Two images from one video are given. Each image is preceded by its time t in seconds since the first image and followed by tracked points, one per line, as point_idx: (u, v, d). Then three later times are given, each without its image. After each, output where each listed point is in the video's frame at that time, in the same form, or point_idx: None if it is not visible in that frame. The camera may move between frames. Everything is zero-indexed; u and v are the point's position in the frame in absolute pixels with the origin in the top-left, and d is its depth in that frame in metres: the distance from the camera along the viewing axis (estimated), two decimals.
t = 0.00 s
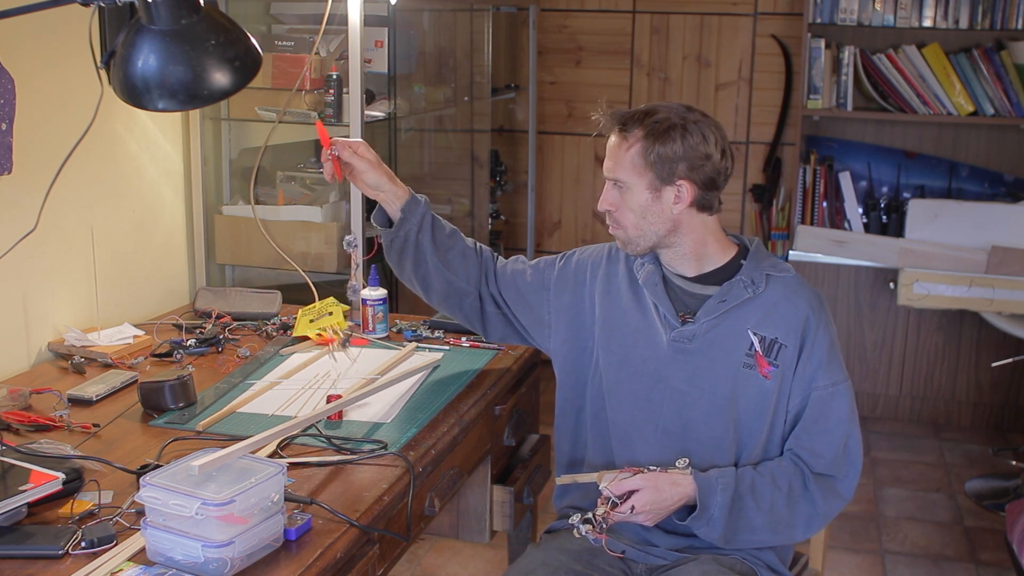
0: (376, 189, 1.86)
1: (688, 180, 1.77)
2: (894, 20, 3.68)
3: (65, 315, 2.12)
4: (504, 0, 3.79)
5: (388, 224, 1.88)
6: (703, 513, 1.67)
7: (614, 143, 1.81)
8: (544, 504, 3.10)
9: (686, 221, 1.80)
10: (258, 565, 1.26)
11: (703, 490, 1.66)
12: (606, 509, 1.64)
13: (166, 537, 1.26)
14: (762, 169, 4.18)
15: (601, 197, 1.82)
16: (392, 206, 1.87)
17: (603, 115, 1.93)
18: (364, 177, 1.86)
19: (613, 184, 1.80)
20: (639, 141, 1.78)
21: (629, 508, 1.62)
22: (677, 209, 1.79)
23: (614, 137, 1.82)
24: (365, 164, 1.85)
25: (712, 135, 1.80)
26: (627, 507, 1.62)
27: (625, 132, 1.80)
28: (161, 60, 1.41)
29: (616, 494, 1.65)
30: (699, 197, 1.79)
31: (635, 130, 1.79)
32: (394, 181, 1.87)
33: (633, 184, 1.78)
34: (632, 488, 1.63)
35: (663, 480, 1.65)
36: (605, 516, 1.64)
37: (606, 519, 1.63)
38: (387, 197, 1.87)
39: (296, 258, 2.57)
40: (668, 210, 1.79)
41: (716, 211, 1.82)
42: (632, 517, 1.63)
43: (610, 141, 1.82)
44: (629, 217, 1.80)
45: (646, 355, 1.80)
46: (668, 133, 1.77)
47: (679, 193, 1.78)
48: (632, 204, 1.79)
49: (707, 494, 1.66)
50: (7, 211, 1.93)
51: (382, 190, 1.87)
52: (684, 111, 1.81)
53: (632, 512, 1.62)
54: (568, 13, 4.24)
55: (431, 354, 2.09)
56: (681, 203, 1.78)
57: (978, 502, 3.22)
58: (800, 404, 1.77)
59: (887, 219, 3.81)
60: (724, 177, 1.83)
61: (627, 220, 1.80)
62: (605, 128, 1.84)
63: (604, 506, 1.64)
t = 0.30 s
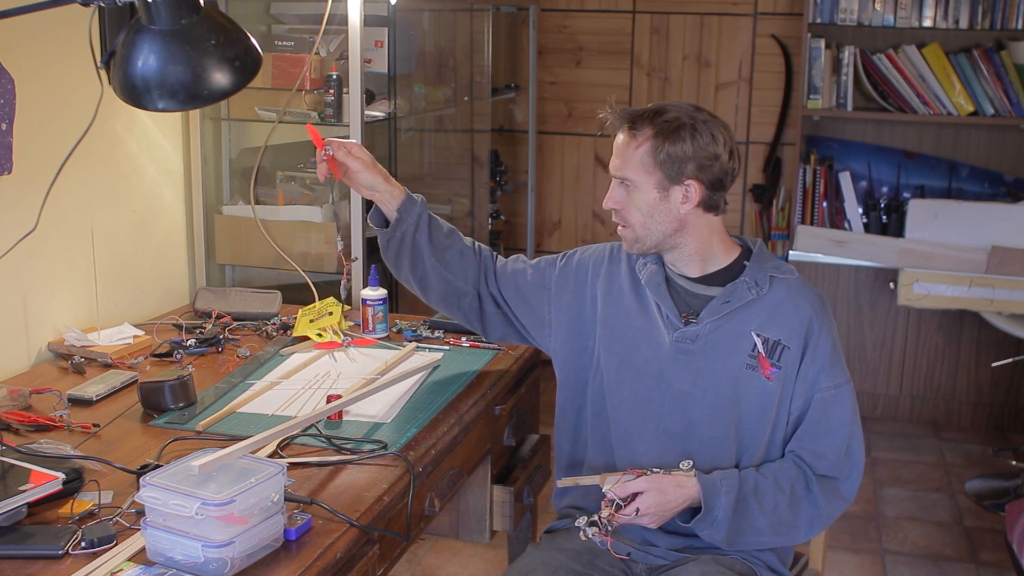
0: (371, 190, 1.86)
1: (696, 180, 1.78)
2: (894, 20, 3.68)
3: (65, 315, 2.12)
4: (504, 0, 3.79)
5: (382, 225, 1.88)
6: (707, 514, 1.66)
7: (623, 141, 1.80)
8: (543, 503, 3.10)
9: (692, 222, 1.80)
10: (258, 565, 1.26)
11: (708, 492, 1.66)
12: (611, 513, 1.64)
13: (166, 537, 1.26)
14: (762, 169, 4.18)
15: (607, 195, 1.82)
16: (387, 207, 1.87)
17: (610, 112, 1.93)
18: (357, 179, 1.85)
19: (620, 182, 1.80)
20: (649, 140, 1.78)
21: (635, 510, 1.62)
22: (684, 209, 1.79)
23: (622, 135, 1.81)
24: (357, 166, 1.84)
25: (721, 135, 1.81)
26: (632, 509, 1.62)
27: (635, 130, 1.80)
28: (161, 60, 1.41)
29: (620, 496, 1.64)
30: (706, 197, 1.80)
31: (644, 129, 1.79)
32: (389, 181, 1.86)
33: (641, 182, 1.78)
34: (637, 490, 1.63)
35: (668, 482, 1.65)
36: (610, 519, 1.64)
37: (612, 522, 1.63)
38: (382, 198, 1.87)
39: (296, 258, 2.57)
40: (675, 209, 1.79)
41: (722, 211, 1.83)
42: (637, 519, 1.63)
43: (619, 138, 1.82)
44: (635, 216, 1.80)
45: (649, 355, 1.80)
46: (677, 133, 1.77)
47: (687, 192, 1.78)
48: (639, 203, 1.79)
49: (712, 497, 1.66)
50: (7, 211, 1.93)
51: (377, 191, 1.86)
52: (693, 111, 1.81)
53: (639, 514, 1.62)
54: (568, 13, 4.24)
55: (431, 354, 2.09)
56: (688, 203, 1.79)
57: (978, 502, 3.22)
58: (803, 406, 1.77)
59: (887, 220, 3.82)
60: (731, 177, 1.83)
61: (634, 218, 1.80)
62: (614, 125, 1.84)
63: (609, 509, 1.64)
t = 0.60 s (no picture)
0: (371, 189, 1.86)
1: (698, 181, 1.78)
2: (894, 20, 3.68)
3: (65, 315, 2.13)
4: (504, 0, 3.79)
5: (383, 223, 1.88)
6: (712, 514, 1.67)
7: (625, 143, 1.80)
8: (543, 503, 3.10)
9: (694, 223, 1.80)
10: (258, 565, 1.26)
11: (713, 492, 1.67)
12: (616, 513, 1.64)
13: (166, 537, 1.26)
14: (762, 169, 4.18)
15: (609, 197, 1.81)
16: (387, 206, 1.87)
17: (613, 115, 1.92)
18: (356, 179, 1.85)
19: (622, 184, 1.80)
20: (651, 142, 1.78)
21: (641, 511, 1.62)
22: (687, 210, 1.79)
23: (623, 137, 1.81)
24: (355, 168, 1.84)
25: (722, 136, 1.81)
26: (638, 509, 1.62)
27: (637, 131, 1.79)
28: (161, 60, 1.41)
29: (625, 496, 1.65)
30: (709, 198, 1.80)
31: (646, 131, 1.79)
32: (390, 180, 1.86)
33: (643, 183, 1.78)
34: (643, 494, 1.63)
35: (673, 482, 1.65)
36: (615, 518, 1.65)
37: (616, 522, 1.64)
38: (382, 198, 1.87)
39: (296, 258, 2.57)
40: (677, 211, 1.78)
41: (723, 212, 1.83)
42: (643, 519, 1.63)
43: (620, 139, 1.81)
44: (637, 218, 1.79)
45: (652, 355, 1.80)
46: (679, 134, 1.77)
47: (689, 194, 1.78)
48: (641, 205, 1.79)
49: (718, 496, 1.66)
50: (7, 211, 1.93)
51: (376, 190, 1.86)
52: (694, 112, 1.81)
53: (643, 516, 1.63)
54: (568, 13, 4.24)
55: (431, 354, 2.09)
56: (690, 204, 1.78)
57: (978, 502, 3.22)
58: (806, 406, 1.77)
59: (887, 219, 3.82)
60: (731, 178, 1.83)
61: (635, 220, 1.80)
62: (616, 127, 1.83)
63: (615, 510, 1.65)
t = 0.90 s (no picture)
0: (361, 192, 1.86)
1: (694, 185, 1.78)
2: (894, 20, 3.68)
3: (65, 315, 2.13)
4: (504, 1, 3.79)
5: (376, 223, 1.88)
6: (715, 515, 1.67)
7: (618, 150, 1.80)
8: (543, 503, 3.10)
9: (692, 226, 1.80)
10: (258, 565, 1.26)
11: (715, 494, 1.67)
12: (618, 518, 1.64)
13: (166, 537, 1.26)
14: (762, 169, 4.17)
15: (606, 205, 1.81)
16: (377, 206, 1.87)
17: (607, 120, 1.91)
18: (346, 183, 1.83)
19: (617, 193, 1.80)
20: (643, 149, 1.78)
21: (644, 515, 1.62)
22: (684, 215, 1.79)
23: (616, 145, 1.81)
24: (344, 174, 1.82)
25: (715, 138, 1.81)
26: (641, 514, 1.62)
27: (629, 139, 1.79)
28: (161, 60, 1.41)
29: (628, 501, 1.64)
30: (706, 201, 1.80)
31: (638, 138, 1.79)
32: (379, 181, 1.86)
33: (637, 191, 1.78)
34: (645, 496, 1.63)
35: (675, 485, 1.65)
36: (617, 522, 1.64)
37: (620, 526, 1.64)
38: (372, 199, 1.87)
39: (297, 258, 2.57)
40: (674, 215, 1.78)
41: (721, 213, 1.83)
42: (646, 523, 1.63)
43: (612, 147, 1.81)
44: (635, 224, 1.79)
45: (652, 356, 1.80)
46: (670, 139, 1.77)
47: (685, 198, 1.78)
48: (638, 212, 1.78)
49: (720, 498, 1.67)
50: (7, 211, 1.93)
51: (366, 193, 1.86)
52: (686, 115, 1.81)
53: (646, 520, 1.62)
54: (568, 13, 4.24)
55: (431, 354, 2.09)
56: (687, 208, 1.78)
57: (978, 502, 3.22)
58: (808, 406, 1.78)
59: (887, 219, 3.82)
60: (728, 179, 1.83)
61: (633, 227, 1.80)
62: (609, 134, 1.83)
63: (618, 514, 1.64)
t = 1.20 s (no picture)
0: (362, 195, 1.86)
1: (693, 185, 1.78)
2: (894, 20, 3.68)
3: (65, 315, 2.12)
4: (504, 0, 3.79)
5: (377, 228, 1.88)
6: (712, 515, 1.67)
7: (616, 152, 1.80)
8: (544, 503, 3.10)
9: (691, 226, 1.80)
10: (258, 565, 1.26)
11: (713, 494, 1.67)
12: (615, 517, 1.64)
13: (166, 537, 1.26)
14: (762, 169, 4.17)
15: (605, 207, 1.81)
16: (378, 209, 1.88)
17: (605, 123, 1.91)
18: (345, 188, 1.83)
19: (616, 194, 1.80)
20: (641, 151, 1.77)
21: (639, 514, 1.62)
22: (683, 215, 1.78)
23: (614, 147, 1.81)
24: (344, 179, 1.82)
25: (713, 139, 1.81)
26: (637, 512, 1.62)
27: (628, 141, 1.79)
28: (161, 60, 1.41)
29: (625, 499, 1.65)
30: (706, 201, 1.80)
31: (636, 139, 1.79)
32: (381, 187, 1.86)
33: (636, 193, 1.78)
34: (642, 497, 1.63)
35: (672, 484, 1.65)
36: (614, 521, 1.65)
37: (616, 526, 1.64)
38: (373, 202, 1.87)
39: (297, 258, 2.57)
40: (673, 217, 1.78)
41: (721, 213, 1.83)
42: (642, 522, 1.63)
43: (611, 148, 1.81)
44: (634, 226, 1.79)
45: (652, 357, 1.80)
46: (669, 139, 1.77)
47: (685, 199, 1.78)
48: (637, 213, 1.78)
49: (717, 498, 1.67)
50: (6, 211, 1.93)
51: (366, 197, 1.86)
52: (684, 116, 1.81)
53: (642, 520, 1.63)
54: (568, 13, 4.24)
55: (431, 354, 2.09)
56: (687, 209, 1.78)
57: (978, 502, 3.23)
58: (806, 406, 1.78)
59: (887, 219, 3.82)
60: (727, 179, 1.83)
61: (632, 228, 1.79)
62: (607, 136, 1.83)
63: (616, 513, 1.64)
